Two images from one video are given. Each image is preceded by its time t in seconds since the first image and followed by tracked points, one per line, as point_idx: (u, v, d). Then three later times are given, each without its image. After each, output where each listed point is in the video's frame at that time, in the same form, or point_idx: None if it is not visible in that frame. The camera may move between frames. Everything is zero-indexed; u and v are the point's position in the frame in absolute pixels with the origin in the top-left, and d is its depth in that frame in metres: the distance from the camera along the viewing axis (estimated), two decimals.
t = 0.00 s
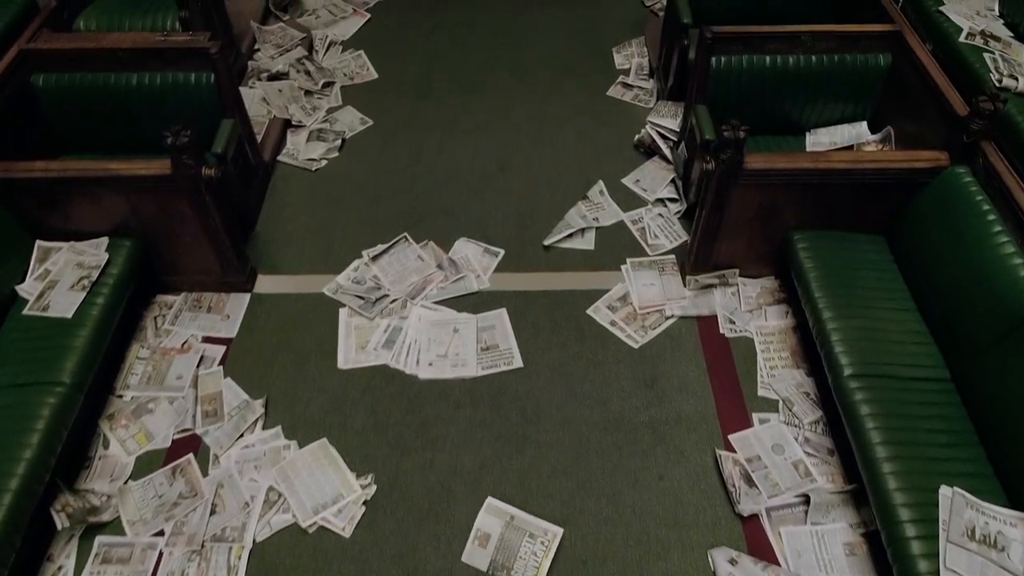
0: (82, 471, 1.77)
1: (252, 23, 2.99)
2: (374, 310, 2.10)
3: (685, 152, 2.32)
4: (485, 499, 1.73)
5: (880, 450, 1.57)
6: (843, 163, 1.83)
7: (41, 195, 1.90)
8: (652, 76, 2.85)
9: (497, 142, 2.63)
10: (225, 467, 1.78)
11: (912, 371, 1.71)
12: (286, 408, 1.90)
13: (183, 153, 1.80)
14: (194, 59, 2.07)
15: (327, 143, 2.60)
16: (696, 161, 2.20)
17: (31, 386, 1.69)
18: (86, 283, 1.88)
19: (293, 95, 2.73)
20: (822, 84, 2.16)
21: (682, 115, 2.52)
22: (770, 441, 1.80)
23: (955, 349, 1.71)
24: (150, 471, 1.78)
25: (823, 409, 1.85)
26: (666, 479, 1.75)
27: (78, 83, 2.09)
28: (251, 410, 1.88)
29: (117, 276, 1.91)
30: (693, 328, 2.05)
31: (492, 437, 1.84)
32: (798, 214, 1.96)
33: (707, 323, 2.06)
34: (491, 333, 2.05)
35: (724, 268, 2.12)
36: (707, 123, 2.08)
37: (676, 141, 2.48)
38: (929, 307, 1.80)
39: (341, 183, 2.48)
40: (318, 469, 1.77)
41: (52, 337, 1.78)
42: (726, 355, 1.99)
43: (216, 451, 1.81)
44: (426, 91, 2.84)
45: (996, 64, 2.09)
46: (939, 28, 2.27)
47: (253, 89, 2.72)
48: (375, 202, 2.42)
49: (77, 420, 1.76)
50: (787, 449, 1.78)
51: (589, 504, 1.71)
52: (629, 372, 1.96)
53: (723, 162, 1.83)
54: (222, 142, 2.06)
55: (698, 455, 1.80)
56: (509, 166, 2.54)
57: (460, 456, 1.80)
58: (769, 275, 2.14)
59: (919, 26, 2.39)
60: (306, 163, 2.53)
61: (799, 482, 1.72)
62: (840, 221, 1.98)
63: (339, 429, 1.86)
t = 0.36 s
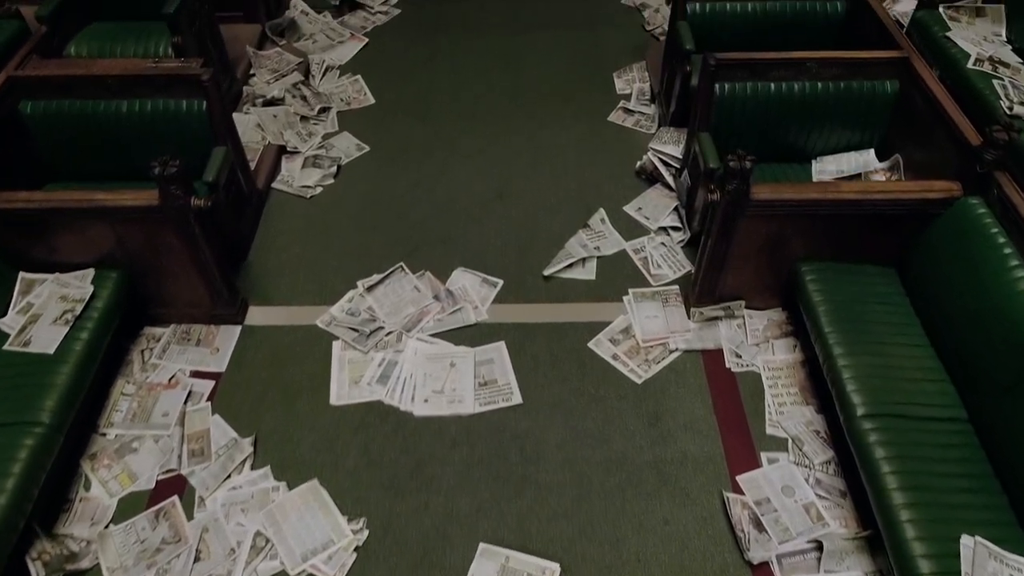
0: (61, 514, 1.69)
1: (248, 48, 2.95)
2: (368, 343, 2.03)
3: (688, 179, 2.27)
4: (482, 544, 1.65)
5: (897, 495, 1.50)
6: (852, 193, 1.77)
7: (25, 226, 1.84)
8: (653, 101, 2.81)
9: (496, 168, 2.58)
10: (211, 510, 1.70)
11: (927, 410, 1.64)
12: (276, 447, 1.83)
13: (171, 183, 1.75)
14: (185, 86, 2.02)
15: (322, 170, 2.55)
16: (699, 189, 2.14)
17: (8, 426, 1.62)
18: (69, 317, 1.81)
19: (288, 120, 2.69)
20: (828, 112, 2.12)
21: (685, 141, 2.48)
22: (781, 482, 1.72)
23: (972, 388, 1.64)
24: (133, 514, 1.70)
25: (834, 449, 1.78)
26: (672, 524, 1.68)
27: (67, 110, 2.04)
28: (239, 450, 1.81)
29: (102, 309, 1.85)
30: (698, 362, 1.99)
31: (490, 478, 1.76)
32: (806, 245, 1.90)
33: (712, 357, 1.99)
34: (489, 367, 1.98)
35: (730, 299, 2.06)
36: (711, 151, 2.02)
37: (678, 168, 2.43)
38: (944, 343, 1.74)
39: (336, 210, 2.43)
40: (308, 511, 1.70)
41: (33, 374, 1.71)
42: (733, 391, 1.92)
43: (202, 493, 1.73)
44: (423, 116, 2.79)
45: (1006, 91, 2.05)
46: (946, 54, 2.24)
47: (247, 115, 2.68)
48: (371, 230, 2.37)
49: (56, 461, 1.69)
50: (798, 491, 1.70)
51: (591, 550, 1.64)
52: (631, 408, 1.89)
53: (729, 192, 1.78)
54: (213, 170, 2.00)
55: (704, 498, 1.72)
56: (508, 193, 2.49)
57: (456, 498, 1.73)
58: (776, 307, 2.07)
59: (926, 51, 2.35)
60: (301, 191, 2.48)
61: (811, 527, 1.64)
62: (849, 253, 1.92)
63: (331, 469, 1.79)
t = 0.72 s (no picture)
0: (38, 560, 1.61)
1: (243, 73, 2.91)
2: (362, 377, 1.96)
3: (692, 207, 2.22)
4: None
5: (914, 543, 1.42)
6: (862, 224, 1.71)
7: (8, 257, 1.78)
8: (654, 126, 2.77)
9: (494, 194, 2.53)
10: (195, 554, 1.62)
11: (945, 451, 1.57)
12: (265, 487, 1.76)
13: (158, 214, 1.69)
14: (175, 113, 1.97)
15: (317, 196, 2.50)
16: (704, 217, 2.09)
17: None
18: (51, 351, 1.75)
19: (283, 146, 2.64)
20: (834, 139, 2.07)
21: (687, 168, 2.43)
22: (792, 525, 1.64)
23: (991, 427, 1.57)
24: (113, 560, 1.63)
25: (847, 490, 1.71)
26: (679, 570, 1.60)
27: (54, 138, 1.99)
28: (226, 490, 1.74)
29: (86, 343, 1.79)
30: (704, 397, 1.92)
31: (488, 520, 1.69)
32: (814, 277, 1.84)
33: (718, 392, 1.93)
34: (486, 402, 1.91)
35: (736, 331, 1.99)
36: (716, 179, 1.97)
37: (681, 195, 2.38)
38: (960, 379, 1.67)
39: (331, 238, 2.37)
40: (297, 556, 1.62)
41: (12, 411, 1.64)
42: (740, 428, 1.84)
43: (186, 536, 1.65)
44: (421, 141, 2.75)
45: (1017, 116, 2.03)
46: (954, 79, 2.21)
47: (241, 140, 2.63)
48: (366, 258, 2.31)
49: (34, 504, 1.61)
50: (810, 534, 1.63)
51: None
52: (634, 446, 1.82)
53: (735, 224, 1.72)
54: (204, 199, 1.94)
55: (712, 542, 1.64)
56: (507, 220, 2.44)
57: (452, 541, 1.65)
58: (783, 339, 2.01)
59: (933, 77, 2.31)
60: (295, 218, 2.42)
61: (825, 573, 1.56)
62: (859, 284, 1.86)
63: (322, 511, 1.71)
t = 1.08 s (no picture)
0: None
1: (239, 96, 2.87)
2: (356, 411, 1.89)
3: (696, 235, 2.16)
4: None
5: None
6: (874, 256, 1.65)
7: None
8: (656, 151, 2.72)
9: (494, 220, 2.48)
10: None
11: (965, 493, 1.50)
12: (253, 529, 1.68)
13: (145, 245, 1.64)
14: (167, 139, 1.93)
15: (313, 222, 2.44)
16: (708, 245, 2.03)
17: None
18: (33, 387, 1.68)
19: (278, 171, 2.59)
20: (841, 166, 2.02)
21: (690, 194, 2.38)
22: (805, 571, 1.57)
23: (1013, 469, 1.50)
24: None
25: (863, 533, 1.63)
26: None
27: (42, 164, 1.94)
28: (213, 532, 1.66)
29: (69, 378, 1.72)
30: (710, 433, 1.85)
31: (487, 564, 1.61)
32: (823, 308, 1.78)
33: (725, 428, 1.86)
34: (485, 437, 1.84)
35: (743, 364, 1.93)
36: (720, 207, 1.92)
37: (684, 222, 2.32)
38: (978, 417, 1.60)
39: (326, 265, 2.32)
40: None
41: None
42: (749, 466, 1.77)
43: None
44: (419, 165, 2.70)
45: None
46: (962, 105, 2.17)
47: (235, 165, 2.59)
48: (362, 286, 2.25)
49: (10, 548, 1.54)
50: None
51: None
52: (639, 485, 1.75)
53: (741, 254, 1.66)
54: (194, 227, 1.89)
55: None
56: (506, 246, 2.38)
57: None
58: (792, 372, 1.94)
59: (940, 102, 2.27)
60: (289, 244, 2.37)
61: None
62: (870, 317, 1.80)
63: (312, 554, 1.64)
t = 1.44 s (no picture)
0: None
1: (235, 120, 2.83)
2: (350, 447, 1.82)
3: (701, 263, 2.11)
4: None
5: None
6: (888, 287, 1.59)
7: None
8: (659, 175, 2.67)
9: (494, 246, 2.42)
10: None
11: (987, 537, 1.42)
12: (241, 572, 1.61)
13: (131, 275, 1.58)
14: (158, 165, 1.88)
15: (308, 248, 2.39)
16: (714, 273, 1.97)
17: None
18: (13, 424, 1.61)
19: (273, 196, 2.54)
20: (850, 193, 1.96)
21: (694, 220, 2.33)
22: None
23: None
24: None
25: None
26: None
27: (29, 190, 1.89)
28: None
29: (52, 414, 1.65)
30: (718, 470, 1.78)
31: None
32: (835, 341, 1.72)
33: (733, 464, 1.79)
34: (484, 474, 1.77)
35: (751, 398, 1.86)
36: (726, 235, 1.86)
37: (689, 249, 2.27)
38: (999, 456, 1.53)
39: (321, 293, 2.26)
40: None
41: None
42: (760, 506, 1.70)
43: None
44: (417, 190, 2.65)
45: None
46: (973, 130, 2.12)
47: (229, 190, 2.54)
48: (358, 314, 2.19)
49: None
50: None
51: None
52: (645, 525, 1.67)
53: (750, 285, 1.60)
54: (184, 255, 1.83)
55: None
56: (506, 273, 2.32)
57: None
58: (802, 406, 1.87)
59: (950, 127, 2.22)
60: (283, 271, 2.31)
61: None
62: (883, 350, 1.73)
63: None
